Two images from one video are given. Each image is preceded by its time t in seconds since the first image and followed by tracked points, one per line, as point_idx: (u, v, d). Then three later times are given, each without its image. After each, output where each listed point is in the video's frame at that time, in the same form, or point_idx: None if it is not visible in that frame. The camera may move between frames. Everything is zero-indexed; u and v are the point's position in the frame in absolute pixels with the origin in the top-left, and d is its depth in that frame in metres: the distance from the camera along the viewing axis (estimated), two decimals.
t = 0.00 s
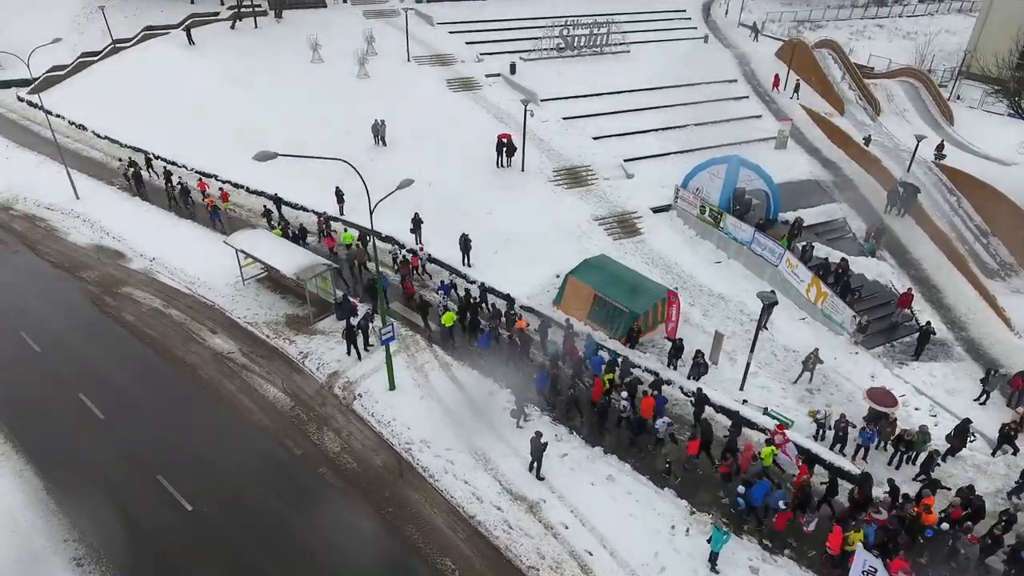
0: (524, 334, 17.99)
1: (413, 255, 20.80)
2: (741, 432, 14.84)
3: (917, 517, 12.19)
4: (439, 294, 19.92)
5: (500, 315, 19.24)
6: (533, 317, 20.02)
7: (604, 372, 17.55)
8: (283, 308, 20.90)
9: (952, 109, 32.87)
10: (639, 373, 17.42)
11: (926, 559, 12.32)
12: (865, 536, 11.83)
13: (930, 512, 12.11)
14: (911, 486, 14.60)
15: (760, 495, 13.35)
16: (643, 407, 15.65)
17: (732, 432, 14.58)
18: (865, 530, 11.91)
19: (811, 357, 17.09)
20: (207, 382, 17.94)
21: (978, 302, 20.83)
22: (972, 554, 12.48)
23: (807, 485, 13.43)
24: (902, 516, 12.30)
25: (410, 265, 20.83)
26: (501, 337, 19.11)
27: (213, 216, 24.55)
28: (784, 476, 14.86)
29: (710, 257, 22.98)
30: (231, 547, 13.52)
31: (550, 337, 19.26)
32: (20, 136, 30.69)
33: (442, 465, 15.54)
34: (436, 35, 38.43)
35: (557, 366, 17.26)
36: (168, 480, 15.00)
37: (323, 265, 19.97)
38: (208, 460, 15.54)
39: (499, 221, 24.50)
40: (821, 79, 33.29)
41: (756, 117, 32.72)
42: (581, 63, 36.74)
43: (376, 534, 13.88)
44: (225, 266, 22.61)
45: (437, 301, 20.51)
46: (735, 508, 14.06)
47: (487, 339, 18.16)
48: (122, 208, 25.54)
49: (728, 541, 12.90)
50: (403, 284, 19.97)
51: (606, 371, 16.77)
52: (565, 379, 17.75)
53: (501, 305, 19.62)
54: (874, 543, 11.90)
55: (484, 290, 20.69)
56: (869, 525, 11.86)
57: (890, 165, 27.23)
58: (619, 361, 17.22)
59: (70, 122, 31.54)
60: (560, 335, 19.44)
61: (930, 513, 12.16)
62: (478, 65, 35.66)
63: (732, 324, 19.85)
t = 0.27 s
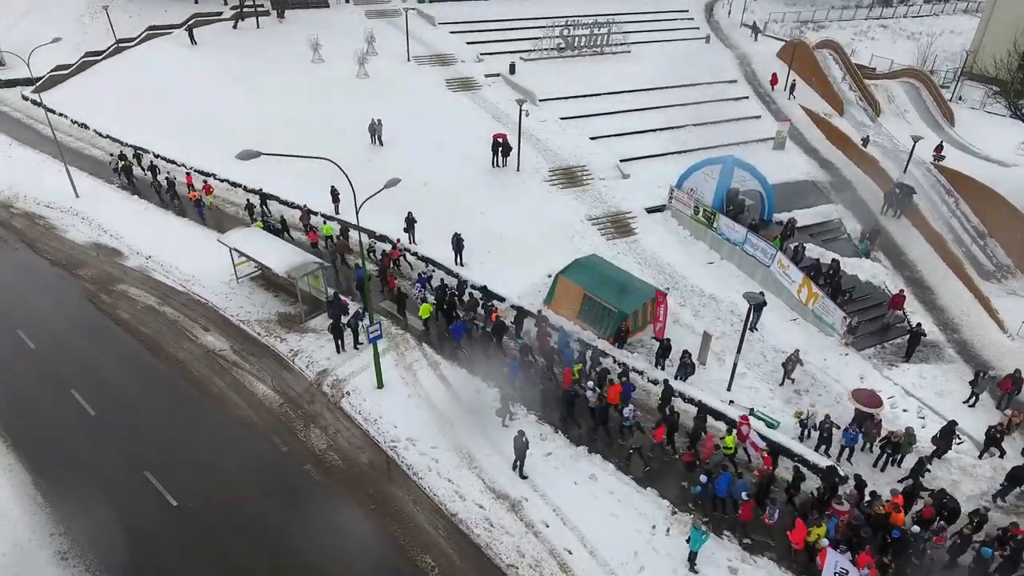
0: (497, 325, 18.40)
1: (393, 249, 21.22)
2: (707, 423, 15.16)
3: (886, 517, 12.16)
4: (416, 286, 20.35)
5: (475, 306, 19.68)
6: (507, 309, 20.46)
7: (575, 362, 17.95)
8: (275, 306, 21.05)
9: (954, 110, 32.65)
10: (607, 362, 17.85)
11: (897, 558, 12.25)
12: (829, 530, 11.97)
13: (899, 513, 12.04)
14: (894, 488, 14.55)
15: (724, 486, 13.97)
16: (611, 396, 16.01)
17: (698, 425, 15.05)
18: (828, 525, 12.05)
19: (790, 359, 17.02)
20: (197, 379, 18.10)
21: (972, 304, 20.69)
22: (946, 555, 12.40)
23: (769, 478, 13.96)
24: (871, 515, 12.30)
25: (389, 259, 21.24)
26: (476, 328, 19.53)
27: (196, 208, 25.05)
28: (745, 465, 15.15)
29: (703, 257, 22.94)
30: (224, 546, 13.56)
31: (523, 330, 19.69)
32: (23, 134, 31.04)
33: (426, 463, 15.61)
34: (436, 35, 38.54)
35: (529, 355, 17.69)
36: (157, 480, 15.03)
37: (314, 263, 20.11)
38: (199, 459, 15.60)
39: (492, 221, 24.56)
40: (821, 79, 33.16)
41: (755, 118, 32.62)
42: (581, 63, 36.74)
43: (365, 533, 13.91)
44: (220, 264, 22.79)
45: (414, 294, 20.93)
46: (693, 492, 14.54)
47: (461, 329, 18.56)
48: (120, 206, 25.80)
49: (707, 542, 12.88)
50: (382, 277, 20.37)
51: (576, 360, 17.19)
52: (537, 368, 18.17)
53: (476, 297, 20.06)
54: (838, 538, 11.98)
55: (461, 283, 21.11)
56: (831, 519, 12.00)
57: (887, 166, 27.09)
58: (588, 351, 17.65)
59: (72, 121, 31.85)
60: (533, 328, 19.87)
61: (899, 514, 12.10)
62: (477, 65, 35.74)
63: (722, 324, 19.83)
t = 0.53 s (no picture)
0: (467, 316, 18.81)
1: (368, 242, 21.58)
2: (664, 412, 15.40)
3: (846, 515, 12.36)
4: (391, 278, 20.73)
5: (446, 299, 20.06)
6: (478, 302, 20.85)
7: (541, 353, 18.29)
8: (263, 305, 21.24)
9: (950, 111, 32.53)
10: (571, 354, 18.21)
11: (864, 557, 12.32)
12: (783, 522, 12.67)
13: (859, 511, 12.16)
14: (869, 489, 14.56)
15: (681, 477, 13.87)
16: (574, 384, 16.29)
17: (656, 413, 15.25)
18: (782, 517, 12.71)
19: (767, 360, 17.04)
20: (183, 377, 18.27)
21: (959, 306, 20.63)
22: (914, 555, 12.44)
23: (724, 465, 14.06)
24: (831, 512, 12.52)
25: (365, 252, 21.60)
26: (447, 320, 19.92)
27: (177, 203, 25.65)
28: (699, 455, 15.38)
29: (691, 258, 22.99)
30: (224, 546, 13.67)
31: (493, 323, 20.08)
32: (22, 134, 31.39)
33: (405, 462, 15.73)
34: (434, 36, 38.69)
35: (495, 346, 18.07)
36: (143, 478, 15.16)
37: (301, 262, 20.29)
38: (186, 458, 15.72)
39: (482, 221, 24.69)
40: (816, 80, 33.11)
41: (749, 119, 32.59)
42: (577, 64, 36.81)
43: (352, 530, 14.07)
44: (210, 263, 23.00)
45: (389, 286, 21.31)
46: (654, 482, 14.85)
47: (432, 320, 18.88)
48: (114, 205, 26.09)
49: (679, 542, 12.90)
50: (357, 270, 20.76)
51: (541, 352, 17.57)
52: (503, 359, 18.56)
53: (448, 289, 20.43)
54: (790, 527, 12.70)
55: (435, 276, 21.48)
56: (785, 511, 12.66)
57: (879, 167, 27.03)
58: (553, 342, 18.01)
59: (71, 120, 32.18)
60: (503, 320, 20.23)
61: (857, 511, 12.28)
62: (474, 65, 35.87)
63: (706, 325, 19.86)
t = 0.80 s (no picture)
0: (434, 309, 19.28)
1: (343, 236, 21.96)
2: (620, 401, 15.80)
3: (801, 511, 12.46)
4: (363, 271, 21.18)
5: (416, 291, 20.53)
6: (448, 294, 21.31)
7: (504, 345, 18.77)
8: (247, 305, 21.46)
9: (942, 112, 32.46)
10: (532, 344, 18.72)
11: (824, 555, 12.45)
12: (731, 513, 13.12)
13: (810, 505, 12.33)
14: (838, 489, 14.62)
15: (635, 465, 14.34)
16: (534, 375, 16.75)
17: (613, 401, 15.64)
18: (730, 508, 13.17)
19: (738, 361, 17.11)
20: (166, 376, 18.48)
21: (941, 307, 20.62)
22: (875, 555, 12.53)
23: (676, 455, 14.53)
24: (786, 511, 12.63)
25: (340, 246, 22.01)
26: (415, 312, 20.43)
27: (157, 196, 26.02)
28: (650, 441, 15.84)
29: (675, 259, 23.05)
30: (225, 546, 13.79)
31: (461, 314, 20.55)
32: (19, 134, 31.78)
33: (379, 460, 15.89)
34: (429, 37, 38.90)
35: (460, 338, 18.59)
36: (125, 478, 15.32)
37: (284, 262, 20.51)
38: (181, 458, 15.89)
39: (468, 221, 24.84)
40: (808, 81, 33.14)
41: (740, 120, 32.64)
42: (571, 64, 36.95)
43: (343, 526, 14.27)
44: (197, 263, 23.25)
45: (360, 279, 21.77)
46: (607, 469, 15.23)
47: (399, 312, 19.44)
48: (105, 205, 26.41)
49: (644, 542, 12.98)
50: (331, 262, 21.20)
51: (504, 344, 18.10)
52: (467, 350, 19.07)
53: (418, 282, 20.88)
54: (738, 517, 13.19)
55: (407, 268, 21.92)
56: (734, 503, 13.12)
57: (868, 168, 27.01)
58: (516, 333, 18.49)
59: (67, 121, 32.55)
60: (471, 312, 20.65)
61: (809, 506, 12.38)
62: (467, 66, 36.07)
63: (686, 326, 19.94)
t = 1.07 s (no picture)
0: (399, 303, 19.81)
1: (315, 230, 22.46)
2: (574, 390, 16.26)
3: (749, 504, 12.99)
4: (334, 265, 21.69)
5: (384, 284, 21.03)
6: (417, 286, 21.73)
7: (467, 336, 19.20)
8: (230, 303, 21.74)
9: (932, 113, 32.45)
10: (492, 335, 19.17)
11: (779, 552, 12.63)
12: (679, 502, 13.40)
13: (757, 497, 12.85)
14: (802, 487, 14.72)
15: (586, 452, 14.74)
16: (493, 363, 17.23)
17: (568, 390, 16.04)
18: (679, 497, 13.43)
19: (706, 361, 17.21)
20: (148, 375, 18.73)
21: (919, 308, 20.65)
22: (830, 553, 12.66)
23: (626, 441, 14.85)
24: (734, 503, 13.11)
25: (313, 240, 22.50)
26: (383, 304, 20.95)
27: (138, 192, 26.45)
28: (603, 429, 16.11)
29: (656, 259, 23.16)
30: (225, 546, 13.94)
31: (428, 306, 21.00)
32: (14, 134, 32.20)
33: (351, 458, 16.10)
34: (422, 38, 39.14)
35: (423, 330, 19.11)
36: (108, 477, 15.50)
37: (265, 262, 20.75)
38: (176, 458, 16.09)
39: (452, 221, 25.04)
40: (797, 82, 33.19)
41: (729, 121, 32.71)
42: (562, 65, 37.12)
43: (332, 523, 14.47)
44: (183, 263, 23.54)
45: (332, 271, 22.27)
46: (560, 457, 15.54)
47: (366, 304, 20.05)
48: (95, 205, 26.75)
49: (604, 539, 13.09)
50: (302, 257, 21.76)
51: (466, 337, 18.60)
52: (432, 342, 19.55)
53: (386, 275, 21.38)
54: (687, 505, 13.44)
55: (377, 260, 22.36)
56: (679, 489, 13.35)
57: (853, 169, 27.05)
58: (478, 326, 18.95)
59: (62, 121, 32.95)
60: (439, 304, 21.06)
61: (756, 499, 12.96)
62: (459, 67, 36.28)
63: (662, 326, 20.06)
